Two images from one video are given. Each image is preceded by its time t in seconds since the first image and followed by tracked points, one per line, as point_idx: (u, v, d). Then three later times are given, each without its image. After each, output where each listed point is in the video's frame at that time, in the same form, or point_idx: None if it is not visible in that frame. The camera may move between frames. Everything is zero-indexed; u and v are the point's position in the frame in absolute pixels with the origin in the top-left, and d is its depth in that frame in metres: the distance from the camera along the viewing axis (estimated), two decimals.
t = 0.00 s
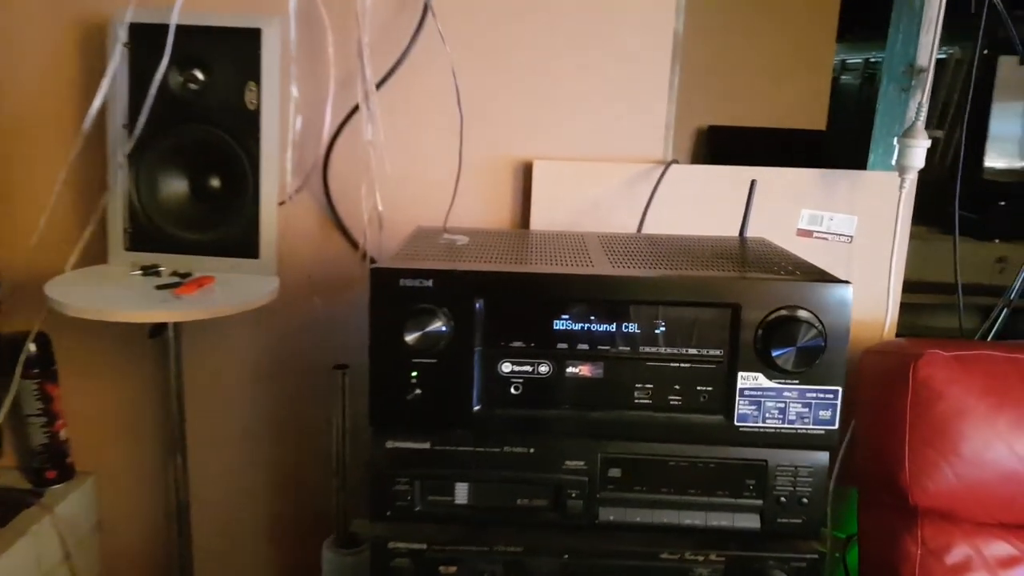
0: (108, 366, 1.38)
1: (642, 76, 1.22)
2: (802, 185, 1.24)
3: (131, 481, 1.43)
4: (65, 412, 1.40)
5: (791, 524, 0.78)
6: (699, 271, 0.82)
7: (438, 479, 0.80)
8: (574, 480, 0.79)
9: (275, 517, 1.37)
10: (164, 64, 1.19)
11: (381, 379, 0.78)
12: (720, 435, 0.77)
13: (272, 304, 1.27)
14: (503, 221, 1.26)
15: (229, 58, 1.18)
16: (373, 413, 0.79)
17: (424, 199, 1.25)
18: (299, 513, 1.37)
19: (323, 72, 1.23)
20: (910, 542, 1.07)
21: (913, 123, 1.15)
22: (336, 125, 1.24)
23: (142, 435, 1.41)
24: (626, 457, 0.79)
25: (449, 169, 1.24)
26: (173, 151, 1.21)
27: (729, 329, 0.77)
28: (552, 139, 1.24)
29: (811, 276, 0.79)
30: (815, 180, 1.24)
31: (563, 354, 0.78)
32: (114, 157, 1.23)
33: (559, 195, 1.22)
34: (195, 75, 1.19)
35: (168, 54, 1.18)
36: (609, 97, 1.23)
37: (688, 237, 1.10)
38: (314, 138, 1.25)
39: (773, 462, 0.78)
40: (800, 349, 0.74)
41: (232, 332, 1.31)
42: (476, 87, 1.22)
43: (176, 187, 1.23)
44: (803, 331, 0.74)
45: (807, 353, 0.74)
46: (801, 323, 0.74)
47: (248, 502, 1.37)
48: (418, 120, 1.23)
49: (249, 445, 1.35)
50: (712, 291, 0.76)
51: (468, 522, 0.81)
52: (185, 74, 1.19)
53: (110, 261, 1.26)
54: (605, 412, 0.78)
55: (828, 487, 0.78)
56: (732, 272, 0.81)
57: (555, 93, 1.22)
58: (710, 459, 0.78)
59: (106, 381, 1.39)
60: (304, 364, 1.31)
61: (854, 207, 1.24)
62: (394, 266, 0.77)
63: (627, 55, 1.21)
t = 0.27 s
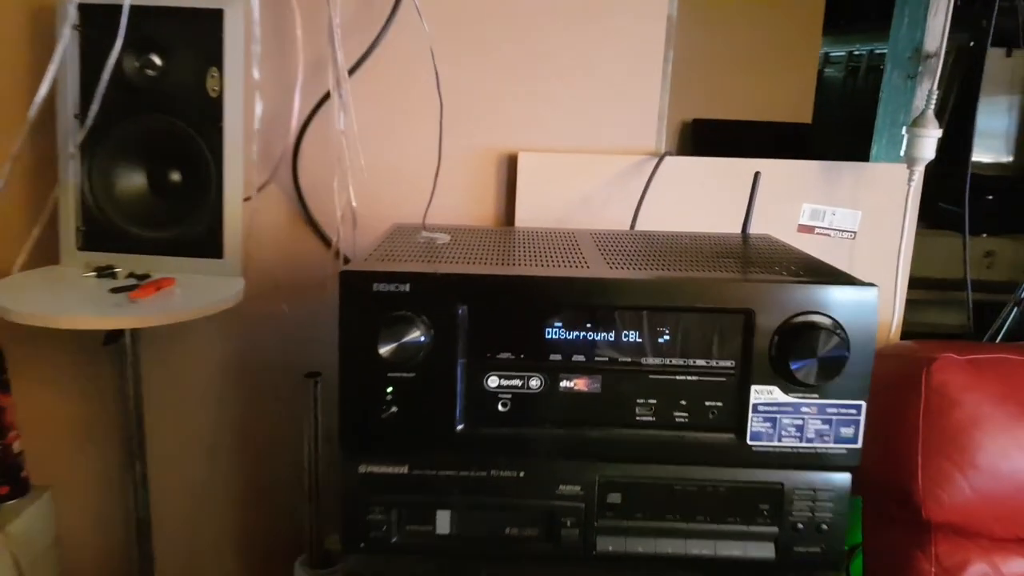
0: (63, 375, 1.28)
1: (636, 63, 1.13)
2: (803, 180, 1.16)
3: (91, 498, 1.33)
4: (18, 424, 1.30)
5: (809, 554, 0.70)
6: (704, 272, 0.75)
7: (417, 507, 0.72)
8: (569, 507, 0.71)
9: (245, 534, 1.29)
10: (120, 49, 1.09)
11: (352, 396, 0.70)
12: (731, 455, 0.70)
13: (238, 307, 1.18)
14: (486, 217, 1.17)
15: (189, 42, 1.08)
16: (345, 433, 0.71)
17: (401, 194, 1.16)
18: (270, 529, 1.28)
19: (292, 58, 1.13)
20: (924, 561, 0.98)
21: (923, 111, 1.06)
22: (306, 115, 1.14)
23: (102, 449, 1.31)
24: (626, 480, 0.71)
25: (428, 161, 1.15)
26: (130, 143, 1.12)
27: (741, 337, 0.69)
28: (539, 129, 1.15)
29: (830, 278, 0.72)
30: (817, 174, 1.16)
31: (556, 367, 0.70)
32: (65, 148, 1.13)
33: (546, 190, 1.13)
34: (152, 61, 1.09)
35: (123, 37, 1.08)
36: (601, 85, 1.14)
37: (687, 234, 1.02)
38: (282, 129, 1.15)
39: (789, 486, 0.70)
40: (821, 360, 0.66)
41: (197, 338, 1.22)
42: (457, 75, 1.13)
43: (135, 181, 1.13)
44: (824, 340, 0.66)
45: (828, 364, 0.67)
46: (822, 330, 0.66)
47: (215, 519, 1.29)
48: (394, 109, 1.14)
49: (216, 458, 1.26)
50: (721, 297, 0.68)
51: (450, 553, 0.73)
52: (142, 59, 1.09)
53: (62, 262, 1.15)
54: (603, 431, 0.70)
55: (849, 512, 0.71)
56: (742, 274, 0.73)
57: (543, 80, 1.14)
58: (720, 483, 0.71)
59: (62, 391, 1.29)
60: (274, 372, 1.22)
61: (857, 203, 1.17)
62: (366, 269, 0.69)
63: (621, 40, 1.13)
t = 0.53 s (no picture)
0: (25, 383, 1.19)
1: (637, 48, 1.06)
2: (812, 169, 1.05)
3: (56, 516, 1.24)
4: None
5: None
6: (722, 273, 0.67)
7: (405, 537, 0.64)
8: (577, 536, 0.64)
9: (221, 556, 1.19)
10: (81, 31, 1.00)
11: (332, 415, 0.62)
12: (755, 478, 0.63)
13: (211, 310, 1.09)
14: (476, 213, 1.09)
15: (155, 23, 0.99)
16: (324, 456, 0.63)
17: (385, 187, 1.08)
18: (246, 550, 1.18)
19: (267, 42, 1.05)
20: None
21: (943, 96, 0.93)
22: (282, 103, 1.06)
23: (68, 462, 1.22)
24: (639, 506, 0.64)
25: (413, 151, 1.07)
26: (92, 133, 1.02)
27: (766, 346, 0.62)
28: (534, 117, 1.07)
29: (862, 279, 0.65)
30: (827, 162, 1.05)
31: (561, 380, 0.63)
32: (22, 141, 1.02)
33: (541, 183, 1.05)
34: (115, 45, 1.00)
35: (84, 18, 0.99)
36: (599, 71, 1.06)
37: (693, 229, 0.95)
38: (256, 119, 1.07)
39: (819, 511, 0.64)
40: (857, 372, 0.59)
41: (166, 345, 1.13)
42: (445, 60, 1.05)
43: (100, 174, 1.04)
44: (860, 350, 0.59)
45: (865, 377, 0.60)
46: (858, 339, 0.59)
47: (188, 538, 1.19)
48: (376, 97, 1.06)
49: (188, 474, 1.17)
50: (742, 301, 0.61)
51: None
52: (104, 42, 1.00)
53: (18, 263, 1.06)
54: (612, 451, 0.63)
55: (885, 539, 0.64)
56: (765, 275, 0.66)
57: (538, 65, 1.06)
58: (743, 509, 0.64)
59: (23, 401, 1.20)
60: (249, 379, 1.13)
61: (869, 194, 1.06)
62: (345, 272, 0.61)
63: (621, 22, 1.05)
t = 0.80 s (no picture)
0: None
1: (638, 30, 1.00)
2: (815, 156, 0.99)
3: (32, 519, 1.19)
4: None
5: None
6: (731, 263, 0.63)
7: (393, 547, 0.60)
8: (577, 544, 0.60)
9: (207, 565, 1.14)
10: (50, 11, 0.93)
11: (315, 417, 0.58)
12: (767, 481, 0.59)
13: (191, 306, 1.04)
14: (468, 204, 1.04)
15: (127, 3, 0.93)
16: (307, 462, 0.59)
17: (372, 177, 1.02)
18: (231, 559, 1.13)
19: (245, 23, 0.99)
20: None
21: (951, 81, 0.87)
22: (262, 89, 1.00)
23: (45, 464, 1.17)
24: (643, 512, 0.60)
25: (398, 137, 1.01)
26: (64, 119, 0.96)
27: (780, 341, 0.58)
28: (528, 103, 1.01)
29: (880, 268, 0.61)
30: (829, 148, 0.98)
31: (560, 379, 0.59)
32: None
33: (535, 171, 1.00)
34: (87, 26, 0.94)
35: None
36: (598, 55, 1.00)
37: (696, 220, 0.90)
38: (235, 105, 1.01)
39: (835, 515, 0.60)
40: (878, 368, 0.55)
41: (143, 343, 1.07)
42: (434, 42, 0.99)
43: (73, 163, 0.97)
44: (881, 344, 0.55)
45: (886, 373, 0.56)
46: (878, 332, 0.55)
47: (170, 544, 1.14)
48: (362, 82, 1.00)
49: (169, 478, 1.11)
50: (752, 293, 0.57)
51: None
52: (75, 23, 0.94)
53: None
54: (615, 454, 0.59)
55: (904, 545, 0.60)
56: (778, 265, 0.62)
57: (533, 47, 1.00)
58: (754, 515, 0.60)
59: None
60: (229, 380, 1.07)
61: (873, 183, 0.99)
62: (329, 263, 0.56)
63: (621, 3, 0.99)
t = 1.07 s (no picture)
0: None
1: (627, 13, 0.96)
2: (806, 143, 0.96)
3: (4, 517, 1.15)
4: None
5: None
6: (719, 253, 0.60)
7: (364, 552, 0.57)
8: (556, 548, 0.57)
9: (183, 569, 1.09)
10: None
11: (280, 416, 0.55)
12: (755, 481, 0.57)
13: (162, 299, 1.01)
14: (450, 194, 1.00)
15: None
16: (273, 463, 0.56)
17: (349, 166, 0.98)
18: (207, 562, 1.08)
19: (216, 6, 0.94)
20: None
21: (946, 66, 0.85)
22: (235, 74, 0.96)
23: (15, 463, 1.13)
24: (625, 514, 0.58)
25: (375, 124, 0.97)
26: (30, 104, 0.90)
27: (769, 334, 0.55)
28: (512, 89, 0.97)
29: (874, 259, 0.58)
30: (821, 135, 0.96)
31: (539, 375, 0.56)
32: None
33: (519, 160, 0.96)
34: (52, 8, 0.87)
35: None
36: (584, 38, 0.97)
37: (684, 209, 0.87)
38: (207, 92, 0.97)
39: (826, 516, 0.57)
40: (871, 362, 0.53)
41: (117, 338, 1.04)
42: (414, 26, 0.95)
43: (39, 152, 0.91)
44: (875, 338, 0.52)
45: (880, 368, 0.53)
46: (873, 325, 0.53)
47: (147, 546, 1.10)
48: (339, 66, 0.96)
49: (145, 478, 1.07)
50: (738, 285, 0.54)
51: None
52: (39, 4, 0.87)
53: None
54: (596, 454, 0.57)
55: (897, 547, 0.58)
56: (767, 255, 0.59)
57: (517, 31, 0.96)
58: (741, 516, 0.57)
59: None
60: (204, 378, 1.03)
61: (866, 171, 0.97)
62: (294, 254, 0.53)
63: None
